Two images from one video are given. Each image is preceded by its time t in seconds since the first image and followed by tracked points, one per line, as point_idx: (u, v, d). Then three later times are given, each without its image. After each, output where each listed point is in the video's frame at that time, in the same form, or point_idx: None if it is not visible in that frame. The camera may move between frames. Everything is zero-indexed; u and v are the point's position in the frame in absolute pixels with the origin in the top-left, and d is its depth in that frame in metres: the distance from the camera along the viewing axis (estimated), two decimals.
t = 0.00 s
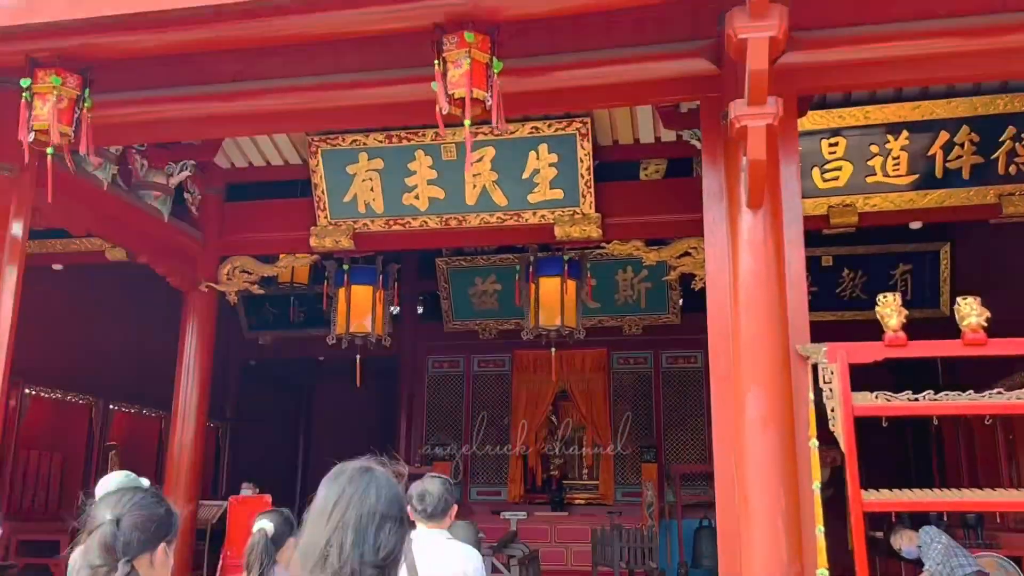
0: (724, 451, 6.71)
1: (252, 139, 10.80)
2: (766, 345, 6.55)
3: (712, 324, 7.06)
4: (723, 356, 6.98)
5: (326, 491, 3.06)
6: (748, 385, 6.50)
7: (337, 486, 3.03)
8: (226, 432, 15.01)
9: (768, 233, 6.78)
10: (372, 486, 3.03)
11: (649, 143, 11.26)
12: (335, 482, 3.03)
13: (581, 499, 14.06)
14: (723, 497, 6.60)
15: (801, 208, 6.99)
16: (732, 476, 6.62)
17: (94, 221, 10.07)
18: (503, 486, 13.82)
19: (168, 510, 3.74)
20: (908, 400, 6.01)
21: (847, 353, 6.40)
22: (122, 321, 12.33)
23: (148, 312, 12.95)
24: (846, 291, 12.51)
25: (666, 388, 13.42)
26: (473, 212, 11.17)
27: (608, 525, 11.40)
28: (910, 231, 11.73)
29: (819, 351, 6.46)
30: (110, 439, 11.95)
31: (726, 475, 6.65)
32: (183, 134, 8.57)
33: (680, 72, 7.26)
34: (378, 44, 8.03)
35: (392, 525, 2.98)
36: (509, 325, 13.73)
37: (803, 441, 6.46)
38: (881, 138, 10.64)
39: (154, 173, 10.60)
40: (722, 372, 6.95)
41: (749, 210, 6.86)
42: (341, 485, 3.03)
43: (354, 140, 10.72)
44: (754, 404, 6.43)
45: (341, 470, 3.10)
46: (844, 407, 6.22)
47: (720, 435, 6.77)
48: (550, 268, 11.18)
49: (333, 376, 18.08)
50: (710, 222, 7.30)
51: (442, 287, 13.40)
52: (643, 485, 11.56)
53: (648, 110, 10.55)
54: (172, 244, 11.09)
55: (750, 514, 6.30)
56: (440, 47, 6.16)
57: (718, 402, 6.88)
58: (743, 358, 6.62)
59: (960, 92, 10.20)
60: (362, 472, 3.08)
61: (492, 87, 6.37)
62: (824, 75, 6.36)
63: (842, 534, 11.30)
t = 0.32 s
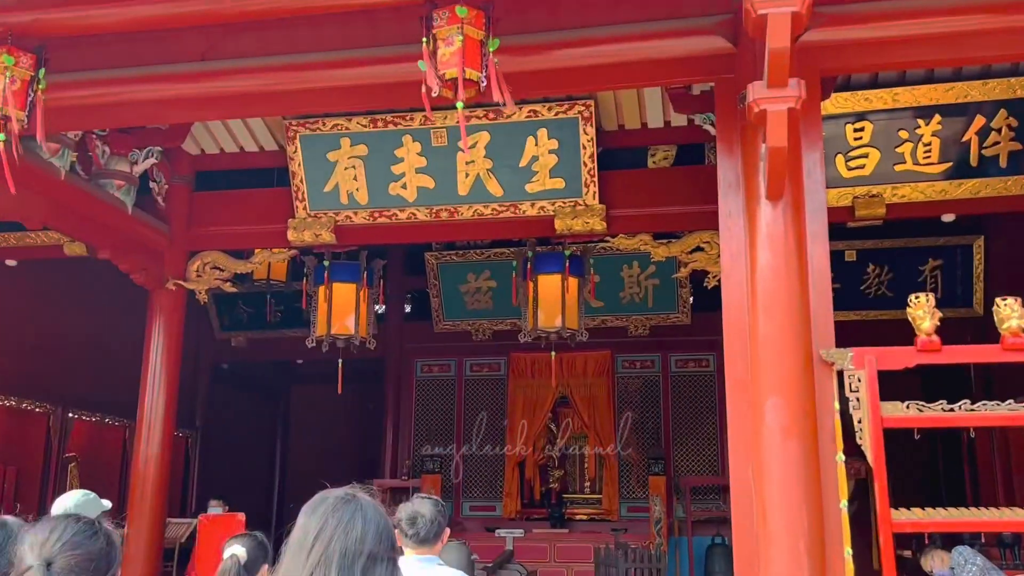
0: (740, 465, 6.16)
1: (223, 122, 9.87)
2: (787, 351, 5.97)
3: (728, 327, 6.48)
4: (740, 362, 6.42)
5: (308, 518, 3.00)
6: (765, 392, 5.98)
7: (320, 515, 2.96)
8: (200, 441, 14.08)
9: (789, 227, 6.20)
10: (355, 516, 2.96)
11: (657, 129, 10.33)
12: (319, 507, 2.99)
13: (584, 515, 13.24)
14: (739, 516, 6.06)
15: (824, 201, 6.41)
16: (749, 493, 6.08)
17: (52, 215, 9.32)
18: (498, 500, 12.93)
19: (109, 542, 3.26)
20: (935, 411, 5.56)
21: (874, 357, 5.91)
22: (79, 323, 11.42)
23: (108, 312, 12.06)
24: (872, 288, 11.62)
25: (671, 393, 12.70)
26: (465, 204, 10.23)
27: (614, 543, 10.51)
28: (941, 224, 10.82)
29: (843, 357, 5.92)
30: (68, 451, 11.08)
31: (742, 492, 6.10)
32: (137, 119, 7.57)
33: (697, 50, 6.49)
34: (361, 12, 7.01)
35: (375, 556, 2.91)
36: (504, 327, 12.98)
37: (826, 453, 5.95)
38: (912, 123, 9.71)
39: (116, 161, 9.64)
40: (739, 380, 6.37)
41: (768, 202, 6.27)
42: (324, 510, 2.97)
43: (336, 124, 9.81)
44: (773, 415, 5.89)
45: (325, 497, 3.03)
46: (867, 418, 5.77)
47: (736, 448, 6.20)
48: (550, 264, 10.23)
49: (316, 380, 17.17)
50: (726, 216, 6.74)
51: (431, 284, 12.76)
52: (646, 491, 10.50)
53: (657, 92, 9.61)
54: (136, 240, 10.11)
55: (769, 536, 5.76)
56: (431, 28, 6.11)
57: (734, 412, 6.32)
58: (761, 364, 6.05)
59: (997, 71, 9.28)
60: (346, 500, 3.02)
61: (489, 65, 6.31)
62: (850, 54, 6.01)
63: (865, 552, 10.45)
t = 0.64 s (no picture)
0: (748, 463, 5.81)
1: (190, 92, 9.03)
2: (803, 343, 5.66)
3: (738, 315, 6.08)
4: (751, 352, 6.00)
5: (280, 525, 2.75)
6: (779, 388, 5.66)
7: (297, 524, 2.72)
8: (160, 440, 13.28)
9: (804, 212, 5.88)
10: (331, 522, 2.72)
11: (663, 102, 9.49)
12: (294, 516, 2.73)
13: (581, 522, 12.41)
14: (747, 517, 5.72)
15: (842, 184, 6.11)
16: (758, 492, 5.75)
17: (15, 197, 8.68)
18: (489, 506, 12.21)
19: (56, 552, 3.13)
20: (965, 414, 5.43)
21: (895, 354, 5.59)
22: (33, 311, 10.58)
23: (61, 300, 11.19)
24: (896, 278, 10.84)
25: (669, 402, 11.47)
26: (455, 183, 9.39)
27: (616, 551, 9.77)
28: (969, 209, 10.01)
29: (862, 351, 5.63)
30: (22, 450, 10.24)
31: (751, 492, 5.76)
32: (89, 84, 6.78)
33: (700, 16, 6.16)
34: None
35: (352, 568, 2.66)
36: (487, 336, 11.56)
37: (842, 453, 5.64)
38: (941, 98, 8.87)
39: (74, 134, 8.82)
40: (748, 372, 5.97)
41: (782, 186, 5.93)
42: (299, 519, 2.71)
43: (313, 95, 8.98)
44: (785, 412, 5.57)
45: (300, 503, 2.78)
46: (887, 419, 5.50)
47: (746, 444, 5.84)
48: (547, 250, 9.42)
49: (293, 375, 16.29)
50: (737, 199, 6.27)
51: (417, 271, 11.98)
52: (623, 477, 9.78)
53: (664, 62, 8.79)
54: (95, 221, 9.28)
55: (780, 541, 5.45)
56: None
57: (743, 406, 5.93)
58: (774, 357, 5.71)
59: None
60: (320, 506, 2.76)
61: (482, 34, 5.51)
62: (872, 28, 5.75)
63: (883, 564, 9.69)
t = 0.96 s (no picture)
0: (757, 456, 5.51)
1: (168, 60, 8.51)
2: (817, 331, 5.37)
3: (748, 302, 5.76)
4: (760, 341, 5.68)
5: (263, 518, 2.55)
6: (790, 378, 5.36)
7: (282, 516, 2.51)
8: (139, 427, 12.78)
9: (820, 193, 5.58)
10: (318, 515, 2.51)
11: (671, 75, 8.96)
12: (279, 507, 2.53)
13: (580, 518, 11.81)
14: (756, 514, 5.43)
15: (860, 164, 5.79)
16: (768, 488, 5.45)
17: None
18: (484, 501, 11.70)
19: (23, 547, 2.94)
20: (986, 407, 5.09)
21: (912, 342, 5.25)
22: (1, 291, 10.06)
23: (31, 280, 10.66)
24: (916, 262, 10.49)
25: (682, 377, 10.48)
26: (450, 159, 8.86)
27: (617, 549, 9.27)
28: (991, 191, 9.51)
29: (878, 338, 5.31)
30: None
31: (760, 487, 5.45)
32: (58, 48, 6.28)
33: None
34: None
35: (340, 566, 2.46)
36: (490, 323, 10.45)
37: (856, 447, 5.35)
38: (965, 71, 8.35)
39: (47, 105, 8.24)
40: (756, 362, 5.65)
41: (796, 165, 5.63)
42: (285, 511, 2.52)
43: (300, 65, 8.46)
44: (798, 404, 5.28)
45: (286, 494, 2.58)
46: (904, 411, 5.20)
47: (755, 437, 5.54)
48: (546, 231, 8.90)
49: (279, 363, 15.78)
50: (747, 180, 5.93)
51: (408, 249, 11.48)
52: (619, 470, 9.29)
53: (673, 32, 8.26)
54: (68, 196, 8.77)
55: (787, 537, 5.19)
56: None
57: (753, 398, 5.61)
58: (786, 346, 5.41)
59: None
60: (308, 498, 2.56)
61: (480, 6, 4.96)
62: None
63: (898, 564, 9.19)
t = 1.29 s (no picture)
0: (776, 450, 5.03)
1: (137, 13, 7.77)
2: (844, 314, 4.85)
3: (768, 282, 5.23)
4: (781, 324, 5.17)
5: (247, 513, 2.22)
6: (812, 364, 4.86)
7: (271, 512, 2.19)
8: (111, 415, 12.04)
9: (846, 162, 5.03)
10: (314, 510, 2.20)
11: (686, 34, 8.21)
12: (268, 500, 2.21)
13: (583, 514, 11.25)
14: (772, 512, 4.98)
15: (891, 133, 5.14)
16: (788, 484, 4.99)
17: None
18: (480, 497, 11.00)
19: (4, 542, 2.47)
20: None
21: (947, 327, 4.60)
22: None
23: None
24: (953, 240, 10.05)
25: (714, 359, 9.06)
26: (444, 124, 8.09)
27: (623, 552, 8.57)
28: None
29: (910, 324, 4.70)
30: None
31: (779, 481, 5.01)
32: None
33: None
34: None
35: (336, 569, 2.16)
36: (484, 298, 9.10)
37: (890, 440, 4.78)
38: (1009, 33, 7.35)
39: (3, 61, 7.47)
40: (777, 348, 5.14)
41: (822, 132, 5.09)
42: (275, 505, 2.20)
43: (280, 20, 7.74)
44: (821, 393, 4.79)
45: (273, 487, 2.25)
46: (936, 402, 4.55)
47: (774, 430, 5.06)
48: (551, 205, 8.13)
49: (262, 345, 15.05)
50: (768, 148, 5.38)
51: (399, 225, 10.92)
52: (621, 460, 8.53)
53: None
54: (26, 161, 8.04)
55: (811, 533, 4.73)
56: None
57: (772, 387, 5.10)
58: (809, 330, 4.91)
59: None
60: (298, 490, 2.23)
61: None
62: None
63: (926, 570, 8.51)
